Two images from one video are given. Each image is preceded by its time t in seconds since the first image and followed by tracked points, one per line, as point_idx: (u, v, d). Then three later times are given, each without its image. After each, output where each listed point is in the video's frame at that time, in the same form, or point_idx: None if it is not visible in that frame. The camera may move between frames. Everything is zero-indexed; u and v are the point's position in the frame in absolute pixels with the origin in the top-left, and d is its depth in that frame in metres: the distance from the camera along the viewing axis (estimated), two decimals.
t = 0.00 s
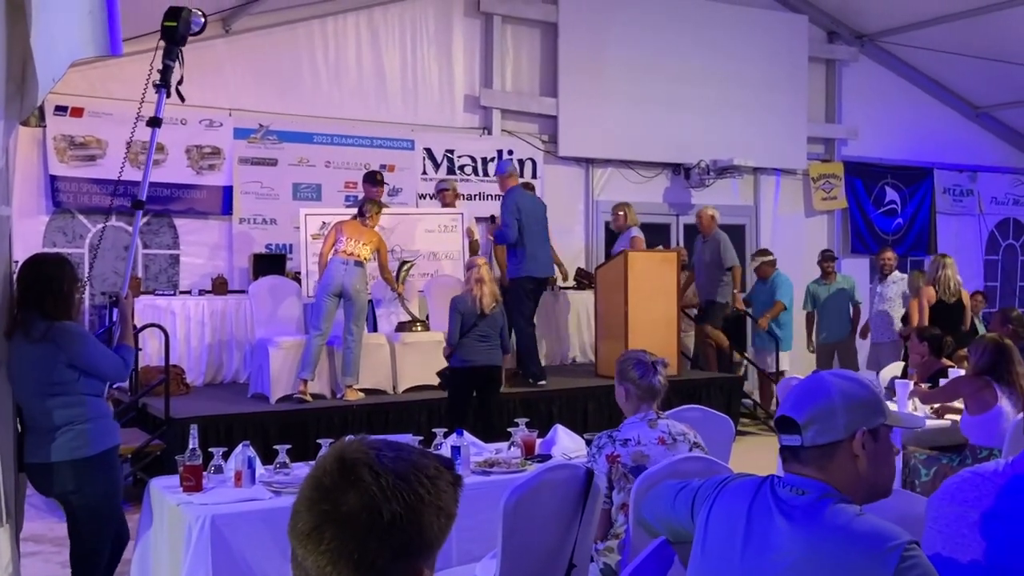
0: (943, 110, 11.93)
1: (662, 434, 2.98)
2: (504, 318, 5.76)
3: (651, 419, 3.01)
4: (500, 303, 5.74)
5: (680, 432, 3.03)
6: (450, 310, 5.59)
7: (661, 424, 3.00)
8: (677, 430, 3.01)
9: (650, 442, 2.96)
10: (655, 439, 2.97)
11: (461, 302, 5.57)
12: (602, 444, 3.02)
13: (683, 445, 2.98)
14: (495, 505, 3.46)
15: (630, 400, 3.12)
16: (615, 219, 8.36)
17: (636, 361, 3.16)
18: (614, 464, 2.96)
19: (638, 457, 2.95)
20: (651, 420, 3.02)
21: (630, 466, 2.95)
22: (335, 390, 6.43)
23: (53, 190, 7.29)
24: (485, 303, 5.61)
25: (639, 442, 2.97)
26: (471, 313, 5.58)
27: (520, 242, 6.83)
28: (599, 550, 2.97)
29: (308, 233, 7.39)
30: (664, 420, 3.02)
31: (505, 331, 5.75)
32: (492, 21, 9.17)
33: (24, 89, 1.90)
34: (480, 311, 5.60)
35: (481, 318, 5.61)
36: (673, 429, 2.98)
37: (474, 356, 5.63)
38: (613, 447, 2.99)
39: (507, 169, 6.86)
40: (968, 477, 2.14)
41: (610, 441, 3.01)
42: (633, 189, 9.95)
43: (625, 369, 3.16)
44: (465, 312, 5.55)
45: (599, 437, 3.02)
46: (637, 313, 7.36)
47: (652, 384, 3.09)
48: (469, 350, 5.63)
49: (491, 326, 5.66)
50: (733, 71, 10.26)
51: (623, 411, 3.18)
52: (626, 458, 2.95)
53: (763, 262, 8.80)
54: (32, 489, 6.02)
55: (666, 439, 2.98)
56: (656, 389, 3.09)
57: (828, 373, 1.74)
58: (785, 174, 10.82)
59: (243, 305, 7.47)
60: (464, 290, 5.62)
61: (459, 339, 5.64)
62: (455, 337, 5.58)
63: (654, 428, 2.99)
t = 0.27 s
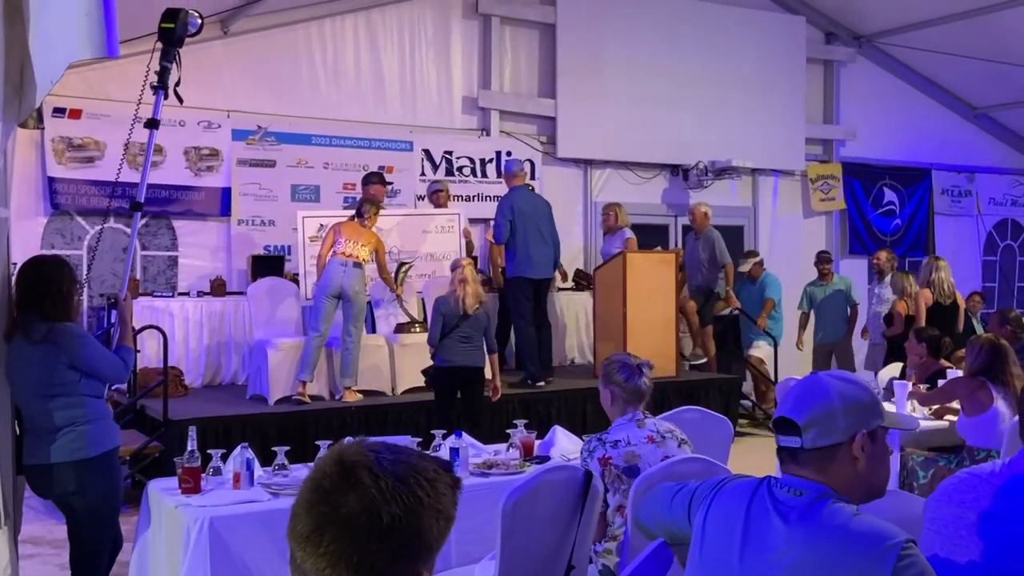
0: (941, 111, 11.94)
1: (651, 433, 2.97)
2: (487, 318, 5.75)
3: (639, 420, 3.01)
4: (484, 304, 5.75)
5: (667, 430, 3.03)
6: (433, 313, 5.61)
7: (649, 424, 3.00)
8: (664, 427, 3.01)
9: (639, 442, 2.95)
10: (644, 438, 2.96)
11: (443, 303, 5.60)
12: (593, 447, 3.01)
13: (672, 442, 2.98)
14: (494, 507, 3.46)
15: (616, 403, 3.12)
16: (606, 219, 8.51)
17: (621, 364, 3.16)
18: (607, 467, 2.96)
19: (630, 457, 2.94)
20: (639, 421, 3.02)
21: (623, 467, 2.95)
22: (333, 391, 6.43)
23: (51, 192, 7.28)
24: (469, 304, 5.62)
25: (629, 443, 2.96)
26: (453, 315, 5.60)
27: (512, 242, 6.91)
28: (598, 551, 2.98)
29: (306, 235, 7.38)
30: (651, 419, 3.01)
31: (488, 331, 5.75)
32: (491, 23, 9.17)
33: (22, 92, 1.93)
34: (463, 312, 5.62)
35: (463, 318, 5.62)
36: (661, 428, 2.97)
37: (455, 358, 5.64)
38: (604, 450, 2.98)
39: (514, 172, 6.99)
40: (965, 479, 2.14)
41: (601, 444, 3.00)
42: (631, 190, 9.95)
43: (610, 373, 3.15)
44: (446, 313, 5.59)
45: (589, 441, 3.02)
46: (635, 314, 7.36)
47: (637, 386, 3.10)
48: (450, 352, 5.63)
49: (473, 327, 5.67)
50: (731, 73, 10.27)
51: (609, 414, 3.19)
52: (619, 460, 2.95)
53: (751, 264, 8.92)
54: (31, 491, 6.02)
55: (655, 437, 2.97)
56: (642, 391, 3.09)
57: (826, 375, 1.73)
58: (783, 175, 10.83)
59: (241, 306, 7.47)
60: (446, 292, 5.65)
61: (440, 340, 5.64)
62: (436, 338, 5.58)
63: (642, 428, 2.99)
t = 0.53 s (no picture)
0: (938, 111, 11.95)
1: (638, 431, 3.02)
2: (475, 315, 5.73)
3: (626, 417, 3.05)
4: (473, 301, 5.72)
5: (653, 427, 3.08)
6: (419, 309, 5.64)
7: (636, 422, 3.05)
8: (650, 424, 3.06)
9: (629, 439, 3.00)
10: (633, 435, 3.00)
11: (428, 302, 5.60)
12: (583, 449, 3.04)
13: (660, 437, 3.03)
14: (491, 508, 3.46)
15: (601, 404, 3.16)
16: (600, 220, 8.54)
17: (604, 365, 3.19)
18: (601, 467, 2.99)
19: (621, 456, 2.97)
20: (626, 419, 3.07)
21: (616, 466, 2.97)
22: (331, 392, 6.43)
23: (48, 193, 7.28)
24: (454, 304, 5.58)
25: (618, 442, 3.00)
26: (438, 314, 5.61)
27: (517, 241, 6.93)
28: (596, 552, 2.99)
29: (303, 236, 7.37)
30: (637, 416, 3.06)
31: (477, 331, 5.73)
32: (488, 23, 9.17)
33: (18, 93, 1.90)
34: (447, 312, 5.60)
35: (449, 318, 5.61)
36: (649, 424, 3.02)
37: (440, 356, 5.64)
38: (595, 450, 3.01)
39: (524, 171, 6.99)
40: (957, 479, 2.16)
41: (591, 445, 3.03)
42: (629, 191, 9.94)
43: (594, 375, 3.19)
44: (431, 312, 5.60)
45: (579, 443, 3.04)
46: (633, 314, 7.37)
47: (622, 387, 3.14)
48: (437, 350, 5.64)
49: (459, 326, 5.64)
50: (728, 73, 10.27)
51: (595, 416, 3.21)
52: (611, 459, 2.98)
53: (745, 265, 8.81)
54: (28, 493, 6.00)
55: (644, 434, 3.01)
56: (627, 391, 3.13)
57: (835, 374, 1.73)
58: (781, 176, 10.83)
59: (239, 307, 7.46)
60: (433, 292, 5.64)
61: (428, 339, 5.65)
62: (421, 335, 5.62)
63: (629, 426, 3.04)
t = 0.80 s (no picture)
0: (936, 112, 11.96)
1: (625, 429, 3.07)
2: (472, 315, 5.73)
3: (612, 417, 3.10)
4: (468, 303, 5.73)
5: (638, 424, 3.14)
6: (415, 309, 5.64)
7: (622, 420, 3.09)
8: (636, 422, 3.11)
9: (617, 438, 3.04)
10: (621, 434, 3.05)
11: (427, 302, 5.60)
12: (574, 450, 3.06)
13: (646, 434, 3.09)
14: (490, 508, 3.46)
15: (587, 405, 3.20)
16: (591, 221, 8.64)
17: (590, 367, 3.21)
18: (593, 467, 3.02)
19: (612, 454, 3.01)
20: (611, 419, 3.11)
21: (607, 465, 3.01)
22: (329, 392, 6.43)
23: (46, 193, 7.27)
24: (451, 304, 5.61)
25: (607, 441, 3.03)
26: (437, 314, 5.61)
27: (524, 241, 7.03)
28: (592, 552, 3.04)
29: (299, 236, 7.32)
30: (622, 415, 3.11)
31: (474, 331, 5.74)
32: (486, 24, 9.17)
33: (17, 93, 1.90)
34: (444, 312, 5.61)
35: (446, 318, 5.62)
36: (634, 422, 3.08)
37: (441, 356, 5.63)
38: (586, 451, 3.04)
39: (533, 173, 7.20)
40: (951, 479, 2.16)
41: (581, 446, 3.06)
42: (627, 192, 9.94)
43: (580, 377, 3.21)
44: (430, 313, 5.60)
45: (569, 445, 3.07)
46: (631, 314, 7.37)
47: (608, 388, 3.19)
48: (434, 350, 5.63)
49: (457, 326, 5.66)
50: (726, 73, 10.28)
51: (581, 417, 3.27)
52: (602, 458, 3.01)
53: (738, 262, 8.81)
54: (26, 494, 6.00)
55: (631, 432, 3.07)
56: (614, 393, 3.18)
57: (833, 379, 1.73)
58: (779, 176, 10.83)
59: (237, 307, 7.46)
60: (430, 292, 5.65)
61: (425, 339, 5.66)
62: (420, 336, 5.60)
63: (616, 425, 3.08)
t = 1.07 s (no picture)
0: (932, 112, 11.98)
1: (613, 429, 3.08)
2: (473, 316, 5.76)
3: (599, 417, 3.11)
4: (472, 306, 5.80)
5: (626, 424, 3.15)
6: (418, 310, 5.62)
7: (610, 420, 3.11)
8: (624, 422, 3.13)
9: (605, 438, 3.05)
10: (609, 434, 3.06)
11: (429, 303, 5.60)
12: (564, 452, 3.08)
13: (634, 434, 3.11)
14: (487, 508, 3.46)
15: (575, 407, 3.25)
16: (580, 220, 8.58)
17: (577, 369, 3.27)
18: (583, 468, 3.03)
19: (601, 454, 3.02)
20: (599, 419, 3.13)
21: (597, 464, 3.02)
22: (326, 393, 6.42)
23: (42, 193, 7.26)
24: (451, 305, 5.64)
25: (596, 441, 3.05)
26: (439, 314, 5.60)
27: (520, 245, 7.15)
28: (587, 554, 3.05)
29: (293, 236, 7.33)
30: (609, 416, 3.13)
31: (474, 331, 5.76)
32: (483, 24, 9.17)
33: (13, 91, 1.88)
34: (446, 312, 5.61)
35: (447, 319, 5.62)
36: (622, 421, 3.09)
37: (445, 356, 5.63)
38: (575, 453, 3.06)
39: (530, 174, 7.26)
40: (947, 479, 2.17)
41: (571, 448, 3.07)
42: (625, 192, 9.94)
43: (566, 379, 3.27)
44: (432, 313, 5.59)
45: (559, 447, 3.09)
46: (628, 314, 7.37)
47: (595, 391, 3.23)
48: (438, 350, 5.62)
49: (458, 326, 5.67)
50: (724, 74, 10.29)
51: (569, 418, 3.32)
52: (592, 459, 3.02)
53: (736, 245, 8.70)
54: (23, 494, 5.98)
55: (619, 431, 3.08)
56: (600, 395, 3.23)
57: (831, 379, 1.73)
58: (776, 176, 10.84)
59: (234, 307, 7.46)
60: (431, 292, 5.64)
61: (426, 340, 5.64)
62: (422, 338, 5.59)
63: (605, 425, 3.09)
